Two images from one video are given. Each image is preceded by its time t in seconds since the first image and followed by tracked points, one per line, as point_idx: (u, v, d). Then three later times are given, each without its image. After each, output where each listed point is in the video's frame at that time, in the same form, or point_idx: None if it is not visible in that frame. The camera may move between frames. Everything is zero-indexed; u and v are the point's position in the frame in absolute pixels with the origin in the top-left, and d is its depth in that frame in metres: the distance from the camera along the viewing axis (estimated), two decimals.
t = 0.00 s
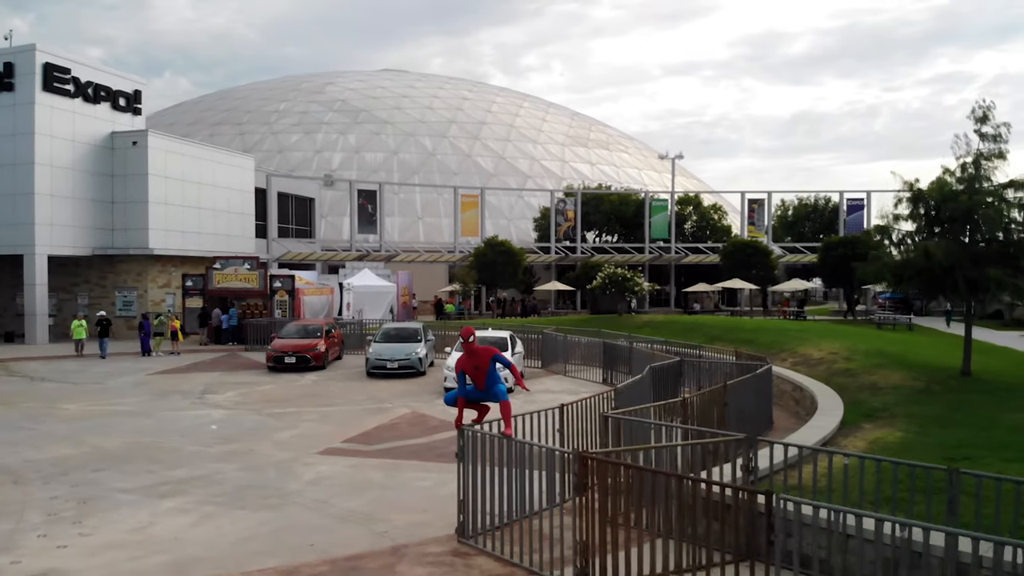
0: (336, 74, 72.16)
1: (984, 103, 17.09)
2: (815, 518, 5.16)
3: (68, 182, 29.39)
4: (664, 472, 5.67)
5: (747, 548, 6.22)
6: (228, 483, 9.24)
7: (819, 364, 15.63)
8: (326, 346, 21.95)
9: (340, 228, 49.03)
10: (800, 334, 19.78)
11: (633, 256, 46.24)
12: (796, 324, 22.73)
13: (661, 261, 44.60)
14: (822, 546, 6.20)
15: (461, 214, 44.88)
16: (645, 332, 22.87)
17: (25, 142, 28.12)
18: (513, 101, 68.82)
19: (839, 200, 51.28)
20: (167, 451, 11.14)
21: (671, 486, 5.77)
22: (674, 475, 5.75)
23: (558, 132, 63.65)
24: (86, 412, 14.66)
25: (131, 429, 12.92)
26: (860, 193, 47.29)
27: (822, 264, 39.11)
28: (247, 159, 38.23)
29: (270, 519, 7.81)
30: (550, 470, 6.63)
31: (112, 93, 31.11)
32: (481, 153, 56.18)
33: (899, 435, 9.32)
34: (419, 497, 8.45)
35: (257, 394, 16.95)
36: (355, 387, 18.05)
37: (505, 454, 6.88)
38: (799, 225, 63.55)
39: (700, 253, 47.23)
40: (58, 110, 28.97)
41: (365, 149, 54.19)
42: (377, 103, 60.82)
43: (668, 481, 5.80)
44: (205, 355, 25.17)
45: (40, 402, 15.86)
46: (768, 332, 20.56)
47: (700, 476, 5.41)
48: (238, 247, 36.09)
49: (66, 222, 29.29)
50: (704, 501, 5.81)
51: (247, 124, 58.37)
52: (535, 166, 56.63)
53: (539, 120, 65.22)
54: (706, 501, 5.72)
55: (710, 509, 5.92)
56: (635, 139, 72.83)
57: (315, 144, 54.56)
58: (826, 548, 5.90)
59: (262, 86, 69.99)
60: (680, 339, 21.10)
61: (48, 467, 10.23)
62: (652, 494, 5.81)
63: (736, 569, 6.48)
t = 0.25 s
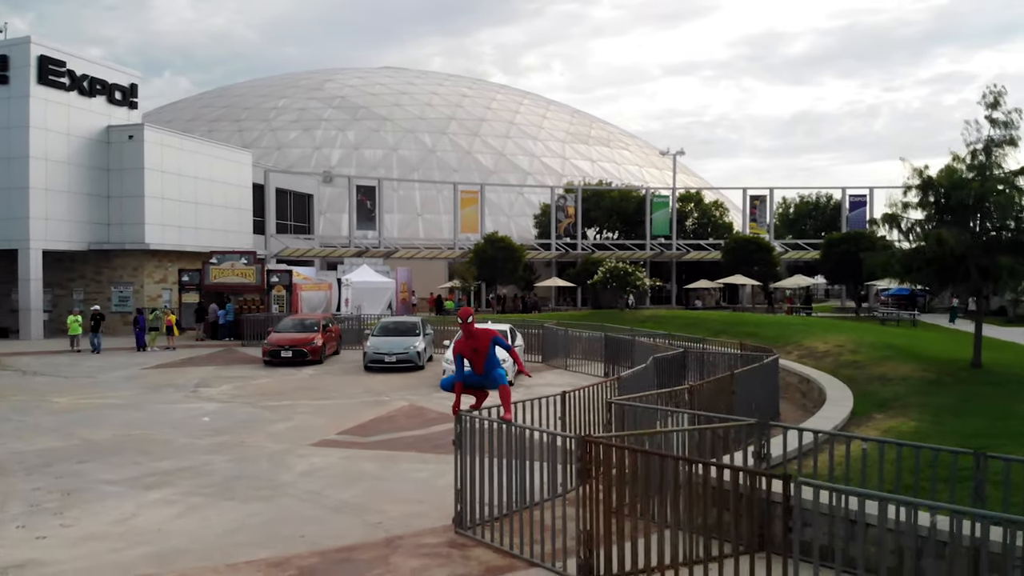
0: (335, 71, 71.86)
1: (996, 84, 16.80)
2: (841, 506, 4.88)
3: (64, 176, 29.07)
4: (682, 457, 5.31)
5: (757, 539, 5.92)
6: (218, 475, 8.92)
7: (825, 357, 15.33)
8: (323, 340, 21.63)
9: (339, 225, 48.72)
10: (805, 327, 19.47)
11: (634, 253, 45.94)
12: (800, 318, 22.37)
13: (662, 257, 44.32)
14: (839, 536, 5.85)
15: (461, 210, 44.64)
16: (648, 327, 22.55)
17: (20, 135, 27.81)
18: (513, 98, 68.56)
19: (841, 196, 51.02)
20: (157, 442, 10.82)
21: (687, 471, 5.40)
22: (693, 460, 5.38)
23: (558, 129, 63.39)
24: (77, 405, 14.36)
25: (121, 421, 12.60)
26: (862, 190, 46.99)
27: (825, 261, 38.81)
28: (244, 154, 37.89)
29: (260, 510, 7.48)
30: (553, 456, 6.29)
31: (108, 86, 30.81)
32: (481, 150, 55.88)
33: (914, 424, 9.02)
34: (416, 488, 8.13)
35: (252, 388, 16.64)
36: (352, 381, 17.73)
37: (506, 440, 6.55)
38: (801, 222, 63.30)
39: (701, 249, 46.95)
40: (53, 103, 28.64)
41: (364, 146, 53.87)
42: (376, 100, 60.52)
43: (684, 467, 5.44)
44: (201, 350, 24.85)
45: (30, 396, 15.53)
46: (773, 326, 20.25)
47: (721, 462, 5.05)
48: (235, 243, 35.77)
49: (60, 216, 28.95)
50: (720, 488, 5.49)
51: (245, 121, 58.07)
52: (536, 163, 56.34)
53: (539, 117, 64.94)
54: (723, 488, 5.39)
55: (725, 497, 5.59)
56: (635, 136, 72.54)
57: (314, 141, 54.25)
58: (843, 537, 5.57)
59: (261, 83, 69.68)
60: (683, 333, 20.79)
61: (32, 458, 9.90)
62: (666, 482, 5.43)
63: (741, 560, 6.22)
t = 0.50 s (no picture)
0: (334, 68, 71.47)
1: (1001, 71, 17.29)
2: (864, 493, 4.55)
3: (58, 170, 28.72)
4: (692, 441, 4.98)
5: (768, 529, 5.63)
6: (206, 467, 8.58)
7: (833, 350, 15.00)
8: (320, 335, 21.29)
9: (338, 221, 48.39)
10: (810, 321, 19.17)
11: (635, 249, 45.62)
12: (803, 313, 22.08)
13: (663, 254, 43.98)
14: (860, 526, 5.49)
15: (460, 207, 44.38)
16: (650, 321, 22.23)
17: (14, 129, 27.46)
18: (513, 95, 68.24)
19: (843, 193, 50.72)
20: (145, 435, 10.48)
21: (697, 458, 5.07)
22: (703, 445, 5.05)
23: (558, 126, 63.09)
24: (66, 398, 14.02)
25: (111, 414, 12.26)
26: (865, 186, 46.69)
27: (828, 257, 38.53)
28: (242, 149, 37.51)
29: (248, 502, 7.15)
30: (554, 443, 5.96)
31: (104, 80, 30.45)
32: (481, 147, 55.56)
33: (930, 415, 8.70)
34: (412, 479, 7.81)
35: (246, 382, 16.30)
36: (349, 376, 17.39)
37: (505, 426, 6.22)
38: (802, 219, 63.00)
39: (703, 246, 46.62)
40: (48, 96, 28.29)
41: (363, 142, 53.51)
42: (375, 96, 60.16)
43: (693, 452, 5.11)
44: (197, 345, 24.50)
45: (20, 389, 15.20)
46: (777, 320, 19.93)
47: (737, 447, 4.72)
48: (232, 239, 35.42)
49: (54, 210, 28.58)
50: (732, 475, 5.18)
51: (244, 117, 57.71)
52: (536, 160, 56.02)
53: (539, 114, 64.61)
54: (734, 475, 5.08)
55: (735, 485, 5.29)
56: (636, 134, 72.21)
57: (313, 137, 53.90)
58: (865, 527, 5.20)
59: (260, 80, 69.31)
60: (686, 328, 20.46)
61: (14, 450, 9.56)
62: (675, 468, 5.10)
63: (747, 550, 5.96)
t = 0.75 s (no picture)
0: (333, 64, 71.10)
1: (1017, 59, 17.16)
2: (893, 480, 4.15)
3: (52, 163, 28.35)
4: (704, 425, 4.60)
5: (787, 523, 5.24)
6: (193, 458, 8.23)
7: (840, 342, 14.64)
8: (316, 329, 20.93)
9: (336, 218, 48.03)
10: (815, 314, 18.86)
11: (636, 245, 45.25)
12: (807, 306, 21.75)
13: (664, 250, 43.61)
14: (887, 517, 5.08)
15: (460, 203, 44.08)
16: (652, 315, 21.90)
17: (7, 121, 27.09)
18: (513, 91, 67.89)
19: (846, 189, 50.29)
20: (132, 426, 10.13)
21: (711, 447, 4.67)
22: (717, 431, 4.65)
23: (559, 122, 62.73)
24: (54, 391, 13.68)
25: (98, 406, 11.90)
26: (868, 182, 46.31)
27: (830, 253, 38.21)
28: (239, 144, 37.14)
29: (234, 494, 6.79)
30: (556, 431, 5.57)
31: (99, 72, 30.09)
32: (481, 143, 55.21)
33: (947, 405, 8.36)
34: (407, 471, 7.44)
35: (240, 375, 15.94)
36: (345, 369, 17.04)
37: (503, 412, 5.83)
38: (804, 216, 62.62)
39: (705, 242, 46.25)
40: (43, 88, 27.91)
41: (362, 138, 53.13)
42: (374, 92, 59.79)
43: (704, 439, 4.71)
44: (192, 340, 24.15)
45: (8, 381, 14.83)
46: (782, 313, 19.59)
47: (754, 430, 4.32)
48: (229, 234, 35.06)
49: (48, 204, 28.19)
50: (747, 463, 4.79)
51: (242, 113, 57.35)
52: (536, 157, 55.65)
53: (540, 110, 64.24)
54: (750, 462, 4.68)
55: (751, 474, 4.91)
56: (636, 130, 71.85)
57: (312, 133, 53.53)
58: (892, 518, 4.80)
59: (259, 77, 68.95)
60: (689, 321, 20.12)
61: None
62: (685, 457, 4.69)
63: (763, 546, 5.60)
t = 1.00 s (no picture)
0: (332, 61, 70.68)
1: None
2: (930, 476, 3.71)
3: (45, 157, 27.92)
4: (722, 412, 4.16)
5: (811, 520, 4.82)
6: (173, 453, 7.81)
7: (849, 337, 14.21)
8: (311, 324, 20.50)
9: (334, 214, 47.61)
10: (821, 308, 18.44)
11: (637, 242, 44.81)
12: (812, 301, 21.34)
13: (665, 247, 43.17)
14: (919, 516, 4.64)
15: (460, 199, 43.73)
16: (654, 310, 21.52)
17: None
18: (513, 88, 67.46)
19: (849, 186, 49.85)
20: (113, 421, 9.71)
21: (725, 437, 4.24)
22: (732, 420, 4.21)
23: (559, 119, 62.32)
24: (38, 386, 13.24)
25: (80, 401, 11.47)
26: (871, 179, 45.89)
27: (833, 250, 37.80)
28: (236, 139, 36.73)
29: (213, 491, 6.37)
30: (557, 421, 5.13)
31: (92, 65, 29.68)
32: (480, 140, 54.78)
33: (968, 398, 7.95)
34: (398, 468, 7.01)
35: (231, 370, 15.51)
36: (340, 365, 16.60)
37: (499, 402, 5.41)
38: (806, 213, 62.17)
39: (706, 239, 45.81)
40: (35, 81, 27.50)
41: (360, 135, 52.68)
42: (373, 89, 59.35)
43: (718, 428, 4.28)
44: (185, 336, 23.71)
45: None
46: (788, 309, 19.16)
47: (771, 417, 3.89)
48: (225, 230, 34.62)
49: (40, 199, 27.77)
50: (768, 455, 4.36)
51: (240, 110, 56.93)
52: (536, 153, 55.19)
53: (540, 107, 63.81)
54: (770, 454, 4.24)
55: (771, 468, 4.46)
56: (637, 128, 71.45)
57: (310, 130, 53.12)
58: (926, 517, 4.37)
59: (257, 73, 68.52)
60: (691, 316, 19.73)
61: None
62: (698, 448, 4.25)
63: (782, 545, 5.17)
